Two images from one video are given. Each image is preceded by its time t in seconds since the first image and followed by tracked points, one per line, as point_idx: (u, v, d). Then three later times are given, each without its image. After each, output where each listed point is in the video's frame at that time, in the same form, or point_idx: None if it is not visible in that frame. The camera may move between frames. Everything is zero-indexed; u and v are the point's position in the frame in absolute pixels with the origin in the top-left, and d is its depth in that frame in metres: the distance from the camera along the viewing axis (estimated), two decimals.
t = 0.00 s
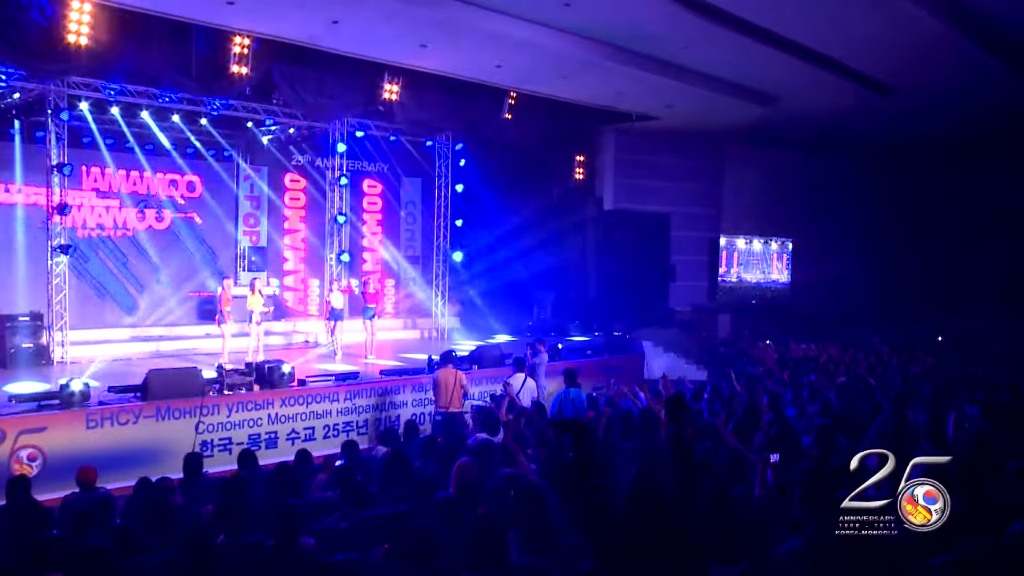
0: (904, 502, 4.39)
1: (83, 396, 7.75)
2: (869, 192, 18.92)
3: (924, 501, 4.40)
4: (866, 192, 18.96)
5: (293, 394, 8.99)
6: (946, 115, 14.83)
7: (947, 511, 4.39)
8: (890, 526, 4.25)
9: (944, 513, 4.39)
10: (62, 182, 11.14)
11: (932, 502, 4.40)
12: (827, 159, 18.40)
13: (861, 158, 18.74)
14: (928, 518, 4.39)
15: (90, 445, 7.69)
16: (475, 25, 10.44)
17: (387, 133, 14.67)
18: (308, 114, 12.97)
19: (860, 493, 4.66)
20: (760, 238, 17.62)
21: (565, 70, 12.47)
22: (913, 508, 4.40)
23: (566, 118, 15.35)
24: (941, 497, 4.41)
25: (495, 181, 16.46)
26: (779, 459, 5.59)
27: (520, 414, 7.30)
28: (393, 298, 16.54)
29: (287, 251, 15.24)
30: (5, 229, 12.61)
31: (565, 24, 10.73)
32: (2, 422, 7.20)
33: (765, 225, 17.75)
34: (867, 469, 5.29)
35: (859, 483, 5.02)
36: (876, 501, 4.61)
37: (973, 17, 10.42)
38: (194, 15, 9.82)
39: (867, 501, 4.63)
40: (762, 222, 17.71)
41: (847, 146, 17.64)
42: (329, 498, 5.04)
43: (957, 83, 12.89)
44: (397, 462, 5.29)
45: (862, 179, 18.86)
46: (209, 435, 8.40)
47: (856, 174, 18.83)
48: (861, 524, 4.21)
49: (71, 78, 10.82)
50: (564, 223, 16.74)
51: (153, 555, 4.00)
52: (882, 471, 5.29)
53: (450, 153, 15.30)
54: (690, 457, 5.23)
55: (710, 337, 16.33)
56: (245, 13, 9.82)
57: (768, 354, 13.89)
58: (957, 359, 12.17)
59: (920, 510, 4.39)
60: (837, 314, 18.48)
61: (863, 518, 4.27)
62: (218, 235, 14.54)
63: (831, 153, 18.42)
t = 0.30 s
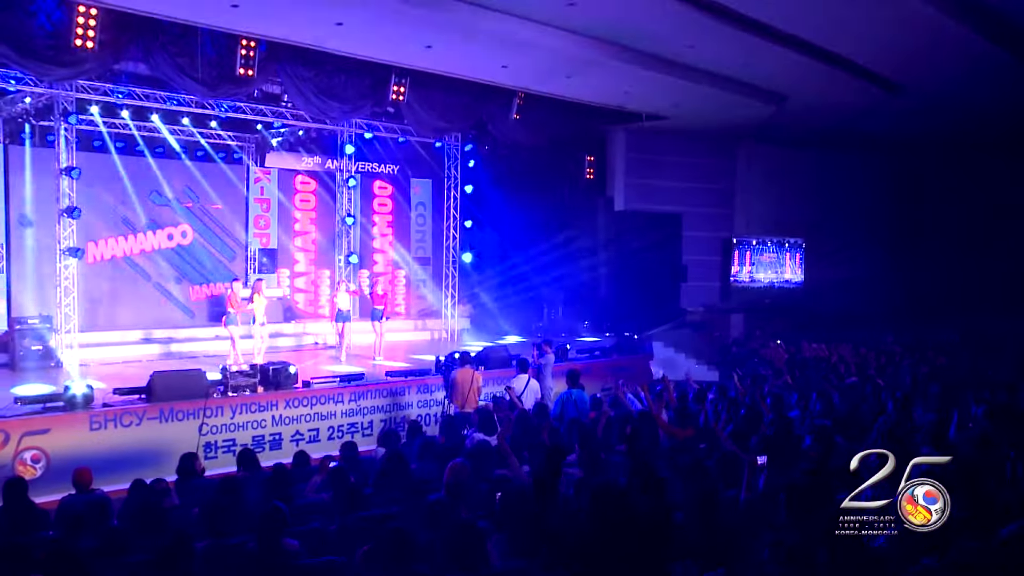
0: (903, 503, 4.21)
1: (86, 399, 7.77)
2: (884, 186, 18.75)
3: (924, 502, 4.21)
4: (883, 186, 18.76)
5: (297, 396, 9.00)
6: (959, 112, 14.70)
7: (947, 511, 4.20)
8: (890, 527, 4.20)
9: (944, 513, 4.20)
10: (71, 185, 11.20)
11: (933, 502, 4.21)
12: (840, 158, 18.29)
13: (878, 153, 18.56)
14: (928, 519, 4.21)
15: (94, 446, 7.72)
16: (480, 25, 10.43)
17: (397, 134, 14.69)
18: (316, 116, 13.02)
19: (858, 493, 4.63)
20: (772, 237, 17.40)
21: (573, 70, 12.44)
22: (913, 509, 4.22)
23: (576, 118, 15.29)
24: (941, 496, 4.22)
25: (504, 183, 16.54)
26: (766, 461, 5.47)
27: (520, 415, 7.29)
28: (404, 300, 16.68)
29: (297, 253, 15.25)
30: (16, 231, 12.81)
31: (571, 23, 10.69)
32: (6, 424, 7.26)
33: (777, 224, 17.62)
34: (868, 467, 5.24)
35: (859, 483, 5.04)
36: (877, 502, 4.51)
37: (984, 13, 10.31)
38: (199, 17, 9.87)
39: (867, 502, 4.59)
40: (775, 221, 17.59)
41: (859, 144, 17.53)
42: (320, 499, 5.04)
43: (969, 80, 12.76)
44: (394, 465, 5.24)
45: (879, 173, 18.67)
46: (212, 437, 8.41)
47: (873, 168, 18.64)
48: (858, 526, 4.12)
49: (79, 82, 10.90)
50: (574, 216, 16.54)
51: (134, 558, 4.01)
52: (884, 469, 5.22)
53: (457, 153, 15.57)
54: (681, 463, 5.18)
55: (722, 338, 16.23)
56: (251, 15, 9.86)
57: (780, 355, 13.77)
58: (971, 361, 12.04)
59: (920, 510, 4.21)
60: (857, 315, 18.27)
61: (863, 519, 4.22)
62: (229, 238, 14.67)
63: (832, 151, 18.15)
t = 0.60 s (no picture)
0: (903, 502, 4.25)
1: (101, 396, 7.88)
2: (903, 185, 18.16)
3: (924, 502, 4.27)
4: (899, 186, 18.17)
5: (312, 397, 9.05)
6: (984, 110, 14.48)
7: (947, 511, 4.22)
8: (889, 526, 4.33)
9: (944, 513, 4.22)
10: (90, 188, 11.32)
11: (932, 502, 4.26)
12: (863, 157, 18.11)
13: (893, 149, 18.04)
14: (928, 519, 4.22)
15: (110, 446, 7.81)
16: (495, 26, 10.43)
17: (415, 135, 14.74)
18: (334, 119, 13.08)
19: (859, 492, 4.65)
20: (794, 237, 17.14)
21: (589, 71, 12.41)
22: (914, 508, 4.26)
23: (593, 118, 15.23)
24: (941, 497, 4.27)
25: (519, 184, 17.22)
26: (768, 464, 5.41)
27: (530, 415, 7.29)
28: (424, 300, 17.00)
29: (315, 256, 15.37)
30: (40, 235, 13.24)
31: (586, 23, 10.67)
32: (24, 423, 7.35)
33: (799, 223, 17.44)
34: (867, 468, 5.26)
35: (859, 483, 5.07)
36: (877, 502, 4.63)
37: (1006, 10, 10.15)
38: (216, 20, 9.97)
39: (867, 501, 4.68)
40: (797, 221, 17.45)
41: (882, 142, 17.35)
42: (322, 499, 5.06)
43: (993, 78, 12.57)
44: (399, 465, 5.27)
45: (893, 173, 18.12)
46: (227, 437, 8.47)
47: (886, 167, 18.09)
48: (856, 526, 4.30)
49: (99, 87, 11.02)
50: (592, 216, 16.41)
51: (131, 558, 4.07)
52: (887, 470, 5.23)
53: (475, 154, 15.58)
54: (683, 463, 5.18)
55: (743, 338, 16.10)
56: (266, 18, 9.94)
57: (800, 356, 13.64)
58: (995, 363, 11.86)
59: (919, 510, 4.24)
60: (870, 312, 18.11)
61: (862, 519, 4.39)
62: (248, 240, 14.88)
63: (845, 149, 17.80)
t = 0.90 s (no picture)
0: (902, 503, 4.20)
1: (121, 395, 8.03)
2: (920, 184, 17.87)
3: (924, 502, 4.20)
4: (916, 184, 17.87)
5: (331, 397, 9.11)
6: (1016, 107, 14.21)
7: (947, 511, 4.16)
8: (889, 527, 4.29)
9: (944, 513, 4.16)
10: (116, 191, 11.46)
11: (932, 502, 4.19)
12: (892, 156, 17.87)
13: (906, 149, 17.79)
14: (929, 519, 4.17)
15: (131, 446, 7.91)
16: (514, 26, 10.41)
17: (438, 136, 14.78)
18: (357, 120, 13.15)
19: (862, 493, 4.76)
20: (821, 237, 16.94)
21: (611, 71, 12.36)
22: (914, 508, 4.20)
23: (617, 118, 15.18)
24: (942, 497, 4.19)
25: (544, 185, 17.57)
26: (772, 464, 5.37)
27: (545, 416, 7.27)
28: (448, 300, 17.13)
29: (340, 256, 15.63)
30: (70, 236, 13.33)
31: (606, 22, 10.61)
32: (46, 422, 7.48)
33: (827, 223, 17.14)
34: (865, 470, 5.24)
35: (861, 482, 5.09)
36: (878, 502, 4.62)
37: None
38: (236, 22, 10.04)
39: (869, 501, 4.68)
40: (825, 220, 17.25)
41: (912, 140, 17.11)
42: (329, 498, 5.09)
43: None
44: (408, 465, 5.31)
45: (907, 173, 17.80)
46: (246, 437, 8.55)
47: (904, 164, 17.79)
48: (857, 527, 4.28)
49: (125, 91, 11.16)
50: (614, 223, 16.42)
51: (137, 556, 4.15)
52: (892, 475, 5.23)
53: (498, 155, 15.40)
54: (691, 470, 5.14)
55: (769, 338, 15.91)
56: (286, 20, 9.99)
57: (827, 357, 13.48)
58: None
59: (919, 510, 4.19)
60: (899, 312, 17.49)
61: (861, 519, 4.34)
62: (275, 241, 15.01)
63: (863, 147, 17.49)
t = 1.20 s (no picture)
0: (902, 504, 4.14)
1: (135, 396, 8.12)
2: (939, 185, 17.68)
3: (924, 502, 4.15)
4: (935, 185, 17.68)
5: (344, 400, 9.16)
6: None
7: (946, 511, 4.14)
8: (889, 528, 4.27)
9: (944, 513, 4.14)
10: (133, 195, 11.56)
11: (933, 502, 4.14)
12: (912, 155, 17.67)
13: (899, 149, 17.48)
14: (929, 519, 4.15)
15: (146, 447, 8.00)
16: (529, 29, 10.42)
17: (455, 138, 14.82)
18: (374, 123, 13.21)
19: (863, 493, 4.72)
20: (841, 238, 16.81)
21: (627, 72, 12.34)
22: (913, 508, 4.16)
23: (634, 118, 15.13)
24: (941, 496, 4.15)
25: (562, 188, 17.38)
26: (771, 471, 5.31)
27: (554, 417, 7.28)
28: (467, 302, 17.17)
29: (359, 257, 15.73)
30: (92, 241, 13.80)
31: (621, 23, 10.60)
32: (60, 424, 7.57)
33: (848, 224, 16.92)
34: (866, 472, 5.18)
35: (859, 483, 5.03)
36: (877, 502, 4.58)
37: None
38: (252, 25, 10.14)
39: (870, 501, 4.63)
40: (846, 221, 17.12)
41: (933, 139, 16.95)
42: (332, 499, 5.12)
43: None
44: (414, 466, 5.34)
45: (904, 174, 17.49)
46: (260, 439, 8.59)
47: (921, 166, 17.61)
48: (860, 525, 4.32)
49: (142, 96, 11.31)
50: (634, 226, 16.59)
51: (140, 557, 4.20)
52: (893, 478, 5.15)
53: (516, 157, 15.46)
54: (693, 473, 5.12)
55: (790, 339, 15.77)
56: (302, 23, 10.07)
57: (846, 359, 13.36)
58: None
59: (919, 510, 4.15)
60: (920, 314, 17.31)
61: (862, 518, 4.34)
62: (293, 243, 15.25)
63: (881, 150, 17.29)
